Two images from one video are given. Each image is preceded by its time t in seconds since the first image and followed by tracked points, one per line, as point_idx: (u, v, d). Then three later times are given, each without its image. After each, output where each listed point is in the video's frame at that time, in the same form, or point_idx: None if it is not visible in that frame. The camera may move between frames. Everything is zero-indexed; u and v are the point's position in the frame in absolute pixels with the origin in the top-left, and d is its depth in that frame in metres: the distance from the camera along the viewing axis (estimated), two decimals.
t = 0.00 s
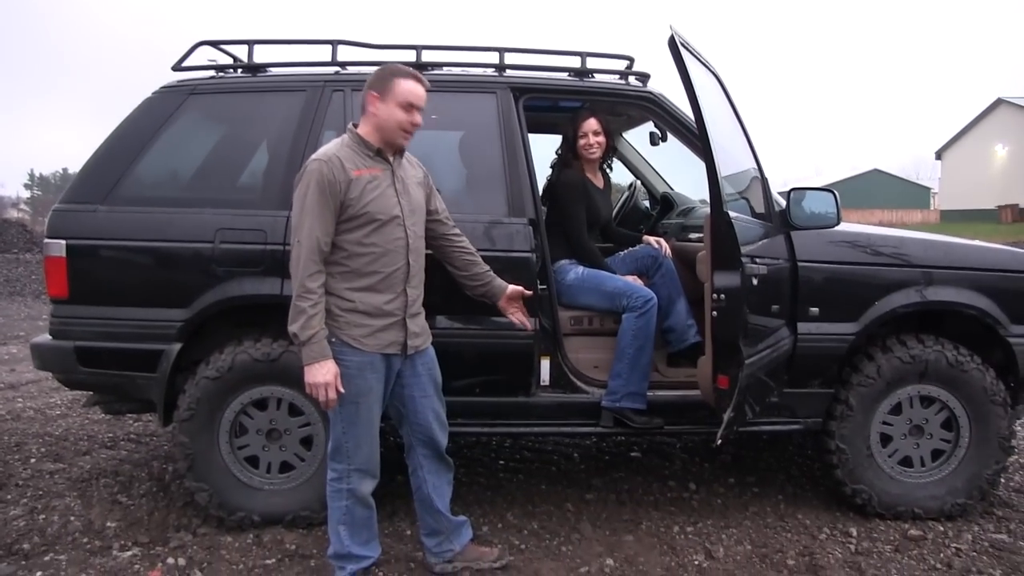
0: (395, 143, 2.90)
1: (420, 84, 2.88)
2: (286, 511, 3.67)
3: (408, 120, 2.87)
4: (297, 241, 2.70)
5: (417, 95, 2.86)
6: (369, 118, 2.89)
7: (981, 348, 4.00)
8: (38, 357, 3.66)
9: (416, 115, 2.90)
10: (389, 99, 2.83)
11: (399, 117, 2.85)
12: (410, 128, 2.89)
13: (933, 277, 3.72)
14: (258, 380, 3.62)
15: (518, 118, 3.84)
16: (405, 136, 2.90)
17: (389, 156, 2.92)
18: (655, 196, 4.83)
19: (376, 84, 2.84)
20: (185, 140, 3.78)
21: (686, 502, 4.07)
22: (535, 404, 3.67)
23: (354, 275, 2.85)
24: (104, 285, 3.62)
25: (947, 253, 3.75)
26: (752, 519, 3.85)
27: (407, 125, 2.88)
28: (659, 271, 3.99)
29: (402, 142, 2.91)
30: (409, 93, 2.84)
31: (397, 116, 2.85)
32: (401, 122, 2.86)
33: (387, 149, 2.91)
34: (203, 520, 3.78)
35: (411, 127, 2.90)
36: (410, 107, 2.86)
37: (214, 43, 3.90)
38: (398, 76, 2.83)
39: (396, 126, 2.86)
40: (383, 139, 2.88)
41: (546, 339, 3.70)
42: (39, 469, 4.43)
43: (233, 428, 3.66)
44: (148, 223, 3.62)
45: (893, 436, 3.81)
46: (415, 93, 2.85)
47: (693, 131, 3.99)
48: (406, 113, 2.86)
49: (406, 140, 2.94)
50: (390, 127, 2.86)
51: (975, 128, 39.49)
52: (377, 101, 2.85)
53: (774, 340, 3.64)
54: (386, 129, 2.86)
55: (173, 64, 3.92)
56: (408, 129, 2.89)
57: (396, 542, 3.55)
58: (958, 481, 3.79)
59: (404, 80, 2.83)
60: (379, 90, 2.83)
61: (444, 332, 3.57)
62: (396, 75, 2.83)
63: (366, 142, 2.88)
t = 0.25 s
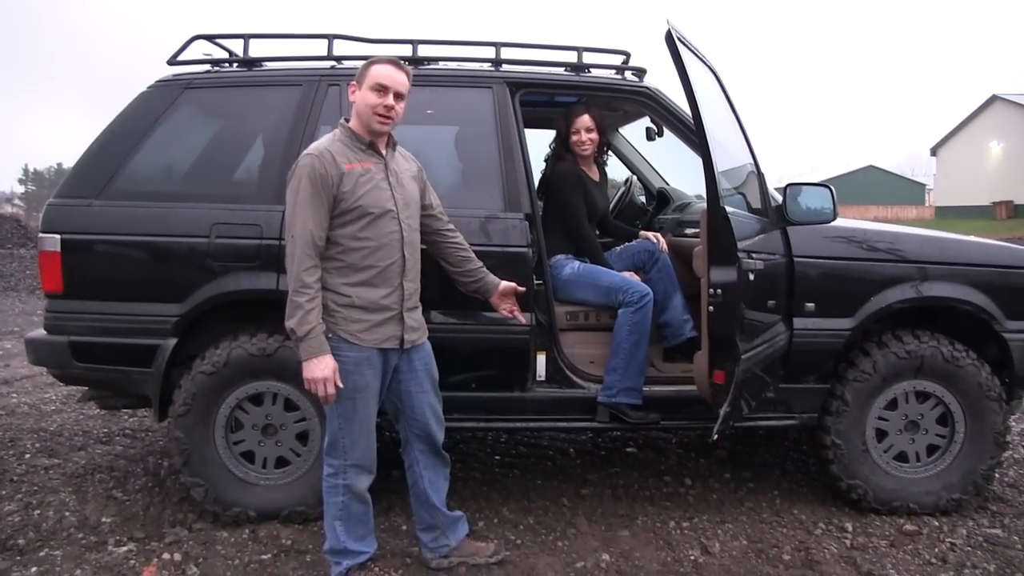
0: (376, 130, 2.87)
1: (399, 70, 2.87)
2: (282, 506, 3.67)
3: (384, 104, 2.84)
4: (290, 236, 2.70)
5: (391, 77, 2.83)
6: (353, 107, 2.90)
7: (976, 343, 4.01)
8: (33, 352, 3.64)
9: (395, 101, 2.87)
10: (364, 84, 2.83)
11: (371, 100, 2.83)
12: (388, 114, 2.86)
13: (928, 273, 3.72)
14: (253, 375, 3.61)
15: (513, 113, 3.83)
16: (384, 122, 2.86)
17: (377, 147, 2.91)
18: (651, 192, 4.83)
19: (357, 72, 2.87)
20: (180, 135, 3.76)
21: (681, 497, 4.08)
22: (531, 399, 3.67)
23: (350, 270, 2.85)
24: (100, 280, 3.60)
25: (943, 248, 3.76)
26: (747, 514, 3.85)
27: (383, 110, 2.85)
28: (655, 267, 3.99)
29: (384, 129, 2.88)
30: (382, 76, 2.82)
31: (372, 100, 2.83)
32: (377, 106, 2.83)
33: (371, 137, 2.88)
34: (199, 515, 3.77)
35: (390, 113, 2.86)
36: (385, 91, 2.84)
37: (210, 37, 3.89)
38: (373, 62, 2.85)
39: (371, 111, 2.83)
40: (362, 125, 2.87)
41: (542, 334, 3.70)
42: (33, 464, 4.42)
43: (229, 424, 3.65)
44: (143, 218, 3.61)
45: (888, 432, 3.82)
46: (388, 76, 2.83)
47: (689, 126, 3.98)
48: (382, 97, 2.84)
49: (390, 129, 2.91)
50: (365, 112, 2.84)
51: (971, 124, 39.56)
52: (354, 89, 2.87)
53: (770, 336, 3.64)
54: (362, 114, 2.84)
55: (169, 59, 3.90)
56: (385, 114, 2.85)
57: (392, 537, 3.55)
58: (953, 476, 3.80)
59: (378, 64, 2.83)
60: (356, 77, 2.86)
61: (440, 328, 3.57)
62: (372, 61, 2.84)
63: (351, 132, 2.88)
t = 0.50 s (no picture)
0: (381, 127, 2.87)
1: (403, 66, 2.86)
2: (277, 499, 3.66)
3: (392, 103, 2.84)
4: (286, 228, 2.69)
5: (396, 74, 2.82)
6: (353, 102, 2.86)
7: (970, 336, 4.02)
8: (27, 344, 3.63)
9: (400, 98, 2.87)
10: (371, 82, 2.80)
11: (377, 98, 2.82)
12: (394, 111, 2.86)
13: (924, 266, 3.72)
14: (248, 368, 3.60)
15: (510, 105, 3.82)
16: (390, 120, 2.87)
17: (376, 141, 2.91)
18: (646, 183, 4.83)
19: (360, 67, 2.82)
20: (175, 126, 3.74)
21: (677, 489, 4.08)
22: (526, 391, 3.67)
23: (346, 262, 2.84)
24: (94, 272, 3.59)
25: (938, 241, 3.76)
26: (742, 506, 3.86)
27: (391, 108, 2.85)
28: (651, 259, 3.99)
29: (388, 126, 2.89)
30: (390, 75, 2.81)
31: (380, 99, 2.82)
32: (385, 105, 2.83)
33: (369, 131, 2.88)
34: (194, 507, 3.77)
35: (395, 110, 2.87)
36: (393, 90, 2.83)
37: (204, 28, 3.86)
38: (376, 57, 2.81)
39: (379, 110, 2.83)
40: (365, 120, 2.86)
41: (538, 326, 3.70)
42: (28, 457, 4.41)
43: (224, 416, 3.65)
44: (137, 209, 3.60)
45: (883, 424, 3.82)
46: (393, 73, 2.81)
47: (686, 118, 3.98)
48: (389, 96, 2.84)
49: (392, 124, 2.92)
50: (370, 109, 2.83)
51: (966, 118, 39.60)
52: (356, 84, 2.83)
53: (766, 328, 3.64)
54: (366, 111, 2.83)
55: (163, 50, 3.88)
56: (392, 112, 2.86)
57: (387, 529, 3.55)
58: (947, 468, 3.81)
59: (382, 61, 2.81)
60: (358, 72, 2.82)
61: (435, 320, 3.56)
62: (378, 58, 2.81)
63: (352, 128, 2.86)
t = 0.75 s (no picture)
0: (389, 120, 2.91)
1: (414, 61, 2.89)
2: (272, 489, 3.66)
3: (405, 99, 2.88)
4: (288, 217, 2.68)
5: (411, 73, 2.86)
6: (362, 95, 2.85)
7: (964, 327, 4.03)
8: (20, 335, 3.61)
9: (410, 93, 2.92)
10: (388, 79, 2.82)
11: (394, 96, 2.85)
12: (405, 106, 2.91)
13: (918, 256, 3.73)
14: (242, 358, 3.59)
15: (505, 95, 3.80)
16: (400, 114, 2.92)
17: (378, 131, 2.93)
18: (642, 174, 4.82)
19: (375, 63, 2.81)
20: (168, 115, 3.72)
21: (671, 479, 4.09)
22: (521, 380, 3.67)
23: (347, 251, 2.84)
24: (87, 262, 3.57)
25: (933, 232, 3.76)
26: (737, 496, 3.87)
27: (404, 104, 2.90)
28: (646, 249, 3.99)
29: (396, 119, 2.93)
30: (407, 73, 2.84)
31: (396, 96, 2.85)
32: (399, 102, 2.87)
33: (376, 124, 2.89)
34: (188, 498, 3.76)
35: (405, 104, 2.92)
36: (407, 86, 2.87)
37: (197, 16, 3.84)
38: (393, 55, 2.82)
39: (394, 106, 2.86)
40: (376, 115, 2.87)
41: (532, 316, 3.70)
42: (21, 447, 4.39)
43: (218, 406, 3.64)
44: (131, 199, 3.58)
45: (877, 414, 3.83)
46: (409, 72, 2.85)
47: (682, 108, 3.97)
48: (403, 92, 2.87)
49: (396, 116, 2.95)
50: (387, 107, 2.85)
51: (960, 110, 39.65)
52: (371, 81, 2.82)
53: (761, 318, 3.64)
54: (381, 108, 2.85)
55: (156, 38, 3.85)
56: (404, 107, 2.90)
57: (383, 519, 3.55)
58: (940, 458, 3.83)
59: (400, 60, 2.82)
60: (375, 69, 2.81)
61: (430, 310, 3.56)
62: (394, 55, 2.81)
63: (360, 120, 2.86)
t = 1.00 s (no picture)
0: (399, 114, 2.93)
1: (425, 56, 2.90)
2: (266, 481, 3.65)
3: (416, 94, 2.91)
4: (297, 209, 2.68)
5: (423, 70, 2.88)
6: (374, 90, 2.85)
7: (958, 318, 4.03)
8: (12, 326, 3.59)
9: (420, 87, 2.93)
10: (402, 76, 2.83)
11: (407, 93, 2.87)
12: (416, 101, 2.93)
13: (913, 248, 3.73)
14: (236, 349, 3.58)
15: (500, 86, 3.78)
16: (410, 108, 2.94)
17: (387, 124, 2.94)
18: (637, 165, 4.78)
19: (389, 59, 2.81)
20: (161, 105, 3.69)
21: (666, 470, 4.09)
22: (515, 372, 3.66)
23: (356, 241, 2.86)
24: (80, 253, 3.55)
25: (927, 224, 3.76)
26: (731, 487, 3.88)
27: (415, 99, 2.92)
28: (641, 240, 3.98)
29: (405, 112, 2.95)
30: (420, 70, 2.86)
31: (409, 93, 2.87)
32: (411, 98, 2.89)
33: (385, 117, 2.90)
34: (182, 490, 3.75)
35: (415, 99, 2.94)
36: (419, 82, 2.89)
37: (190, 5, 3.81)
38: (407, 52, 2.83)
39: (406, 102, 2.88)
40: (387, 110, 2.88)
41: (527, 307, 3.69)
42: (13, 439, 4.37)
43: (212, 397, 3.62)
44: (124, 189, 3.55)
45: (871, 405, 3.84)
46: (422, 69, 2.87)
47: (677, 100, 3.96)
48: (415, 88, 2.89)
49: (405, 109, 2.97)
50: (399, 103, 2.87)
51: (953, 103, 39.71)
52: (385, 77, 2.82)
53: (756, 310, 3.64)
54: (394, 104, 2.87)
55: (149, 28, 3.82)
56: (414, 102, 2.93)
57: (377, 511, 3.54)
58: (933, 450, 3.84)
59: (414, 57, 2.84)
60: (390, 65, 2.81)
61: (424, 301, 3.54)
62: (408, 51, 2.82)
63: (371, 114, 2.86)
